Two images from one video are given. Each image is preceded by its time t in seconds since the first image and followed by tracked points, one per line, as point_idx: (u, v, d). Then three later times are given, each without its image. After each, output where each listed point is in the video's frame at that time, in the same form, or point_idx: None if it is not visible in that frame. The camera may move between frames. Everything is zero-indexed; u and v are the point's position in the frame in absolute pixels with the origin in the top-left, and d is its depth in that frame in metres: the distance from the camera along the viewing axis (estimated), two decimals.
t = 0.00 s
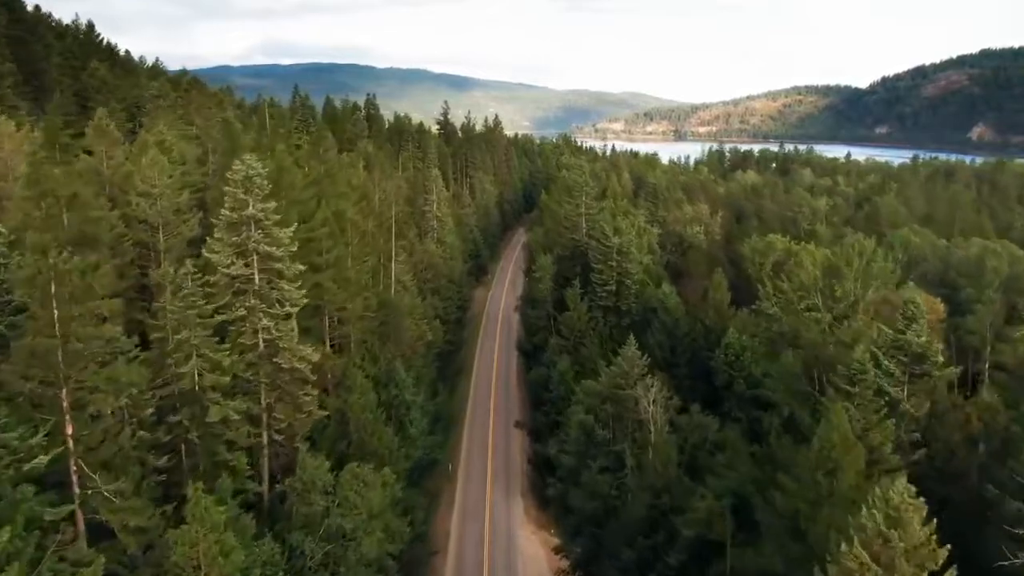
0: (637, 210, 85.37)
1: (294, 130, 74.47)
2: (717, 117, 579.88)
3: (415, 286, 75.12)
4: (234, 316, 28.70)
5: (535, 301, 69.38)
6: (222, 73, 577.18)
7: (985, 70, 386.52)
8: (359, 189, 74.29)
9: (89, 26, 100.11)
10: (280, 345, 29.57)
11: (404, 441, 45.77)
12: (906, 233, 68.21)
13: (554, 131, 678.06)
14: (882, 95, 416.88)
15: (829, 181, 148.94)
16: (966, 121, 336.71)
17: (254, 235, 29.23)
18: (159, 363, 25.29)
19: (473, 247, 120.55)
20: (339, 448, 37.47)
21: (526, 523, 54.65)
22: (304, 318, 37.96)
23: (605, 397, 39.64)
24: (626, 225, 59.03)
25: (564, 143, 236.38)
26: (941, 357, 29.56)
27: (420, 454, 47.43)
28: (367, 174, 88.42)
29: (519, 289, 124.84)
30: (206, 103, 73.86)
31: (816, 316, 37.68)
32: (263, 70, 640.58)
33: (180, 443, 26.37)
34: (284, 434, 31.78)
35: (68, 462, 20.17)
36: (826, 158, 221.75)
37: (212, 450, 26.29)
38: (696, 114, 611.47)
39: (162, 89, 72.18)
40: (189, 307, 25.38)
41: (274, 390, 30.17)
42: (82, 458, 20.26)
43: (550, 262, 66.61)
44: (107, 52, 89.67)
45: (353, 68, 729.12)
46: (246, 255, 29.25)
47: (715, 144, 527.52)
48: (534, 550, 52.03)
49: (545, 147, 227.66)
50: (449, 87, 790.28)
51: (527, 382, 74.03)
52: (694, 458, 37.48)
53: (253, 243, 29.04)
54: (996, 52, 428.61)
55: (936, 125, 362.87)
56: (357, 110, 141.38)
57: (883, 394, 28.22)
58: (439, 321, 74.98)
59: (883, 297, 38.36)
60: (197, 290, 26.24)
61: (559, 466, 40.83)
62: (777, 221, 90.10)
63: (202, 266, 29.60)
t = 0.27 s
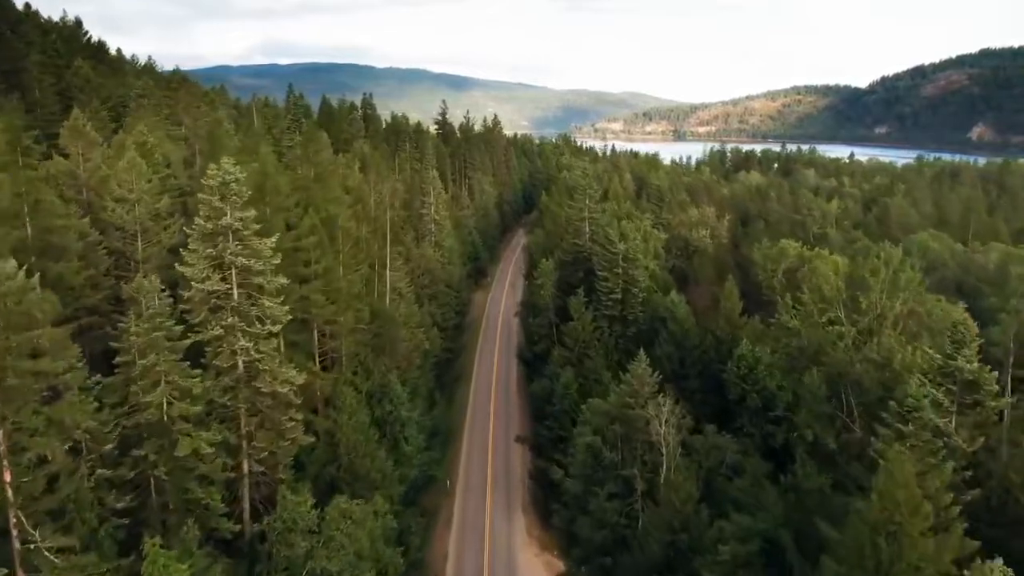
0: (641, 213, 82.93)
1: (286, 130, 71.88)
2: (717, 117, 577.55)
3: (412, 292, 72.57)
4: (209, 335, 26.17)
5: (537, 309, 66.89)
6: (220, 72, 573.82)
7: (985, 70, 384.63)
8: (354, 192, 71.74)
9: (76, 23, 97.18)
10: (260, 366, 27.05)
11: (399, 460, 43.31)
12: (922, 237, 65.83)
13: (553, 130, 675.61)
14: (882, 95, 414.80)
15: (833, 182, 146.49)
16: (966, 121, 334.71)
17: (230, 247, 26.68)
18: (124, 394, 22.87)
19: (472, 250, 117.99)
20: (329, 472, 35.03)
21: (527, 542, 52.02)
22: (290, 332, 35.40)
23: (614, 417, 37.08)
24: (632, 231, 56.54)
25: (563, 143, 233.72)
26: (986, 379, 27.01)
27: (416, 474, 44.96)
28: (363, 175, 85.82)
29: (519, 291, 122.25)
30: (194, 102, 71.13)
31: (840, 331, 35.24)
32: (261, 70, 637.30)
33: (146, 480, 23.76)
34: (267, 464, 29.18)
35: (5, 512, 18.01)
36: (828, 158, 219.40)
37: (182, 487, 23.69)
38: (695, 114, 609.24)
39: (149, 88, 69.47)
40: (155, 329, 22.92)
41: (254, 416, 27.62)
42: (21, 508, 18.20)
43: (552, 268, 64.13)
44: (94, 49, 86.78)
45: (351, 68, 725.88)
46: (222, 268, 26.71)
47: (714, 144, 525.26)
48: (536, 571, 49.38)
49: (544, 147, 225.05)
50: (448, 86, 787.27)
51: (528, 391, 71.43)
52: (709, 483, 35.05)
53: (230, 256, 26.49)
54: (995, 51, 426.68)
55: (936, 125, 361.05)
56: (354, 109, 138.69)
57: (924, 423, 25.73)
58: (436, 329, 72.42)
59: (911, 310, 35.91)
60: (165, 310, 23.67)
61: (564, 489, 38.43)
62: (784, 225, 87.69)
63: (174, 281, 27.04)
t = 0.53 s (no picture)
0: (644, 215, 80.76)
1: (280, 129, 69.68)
2: (716, 117, 575.00)
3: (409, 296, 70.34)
4: (184, 354, 24.05)
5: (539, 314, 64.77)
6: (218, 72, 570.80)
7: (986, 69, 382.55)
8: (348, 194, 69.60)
9: (65, 20, 94.82)
10: (240, 387, 24.99)
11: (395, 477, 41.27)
12: (936, 240, 63.67)
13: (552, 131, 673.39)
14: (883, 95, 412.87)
15: (837, 183, 144.18)
16: (966, 121, 332.64)
17: (207, 258, 24.53)
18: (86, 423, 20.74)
19: (471, 253, 115.81)
20: (320, 494, 32.96)
21: (528, 559, 49.95)
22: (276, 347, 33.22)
23: (622, 435, 34.95)
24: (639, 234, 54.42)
25: (564, 143, 230.91)
26: None
27: (412, 491, 42.89)
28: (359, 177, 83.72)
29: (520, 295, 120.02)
30: (184, 101, 68.85)
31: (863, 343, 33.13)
32: (259, 70, 634.64)
33: (112, 516, 21.63)
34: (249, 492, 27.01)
35: None
36: (829, 158, 216.64)
37: (151, 524, 21.57)
38: (695, 114, 607.00)
39: (137, 87, 67.21)
40: (121, 350, 20.82)
41: (234, 441, 25.50)
42: None
43: (555, 273, 62.00)
44: (82, 48, 84.42)
45: (350, 67, 723.00)
46: (198, 282, 24.57)
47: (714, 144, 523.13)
48: None
49: (544, 147, 222.62)
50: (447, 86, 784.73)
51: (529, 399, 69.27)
52: (724, 506, 32.97)
53: (206, 267, 24.34)
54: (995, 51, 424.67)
55: (937, 125, 359.21)
56: (351, 109, 136.46)
57: (985, 462, 23.51)
58: (434, 335, 70.25)
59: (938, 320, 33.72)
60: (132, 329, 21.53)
61: (568, 510, 36.37)
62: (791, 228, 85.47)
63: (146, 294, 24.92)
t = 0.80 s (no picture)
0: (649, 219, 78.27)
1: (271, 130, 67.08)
2: (716, 117, 572.63)
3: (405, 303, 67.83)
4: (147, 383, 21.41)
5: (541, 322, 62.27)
6: (216, 72, 567.68)
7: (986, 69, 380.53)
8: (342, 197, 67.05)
9: (51, 17, 92.07)
10: (211, 419, 22.32)
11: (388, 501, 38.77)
12: (953, 245, 61.17)
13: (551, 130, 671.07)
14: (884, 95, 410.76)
15: (842, 184, 141.72)
16: (966, 121, 330.51)
17: (174, 276, 21.86)
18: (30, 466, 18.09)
19: (470, 256, 113.28)
20: (305, 526, 30.47)
21: None
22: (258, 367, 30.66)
23: (634, 460, 32.35)
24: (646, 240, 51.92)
25: (563, 143, 228.43)
26: None
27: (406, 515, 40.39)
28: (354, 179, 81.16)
29: (520, 298, 117.42)
30: (171, 101, 66.13)
31: (894, 362, 30.70)
32: (257, 70, 631.54)
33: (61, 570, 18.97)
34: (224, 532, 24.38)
35: None
36: (831, 159, 214.27)
37: None
38: (694, 113, 604.63)
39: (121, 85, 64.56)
40: (69, 384, 18.15)
41: (205, 477, 22.83)
42: None
43: (558, 279, 59.50)
44: (67, 45, 81.67)
45: (349, 67, 720.15)
46: (164, 301, 21.91)
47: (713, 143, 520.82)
48: None
49: (544, 148, 219.93)
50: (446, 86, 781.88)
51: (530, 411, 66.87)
52: (744, 538, 30.55)
53: (173, 286, 21.69)
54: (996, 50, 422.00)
55: (937, 125, 357.06)
56: (347, 109, 133.85)
57: None
58: (432, 343, 67.65)
59: (975, 336, 31.23)
60: (84, 359, 18.89)
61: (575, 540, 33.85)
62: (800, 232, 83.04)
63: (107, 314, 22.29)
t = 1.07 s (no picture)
0: (653, 222, 76.10)
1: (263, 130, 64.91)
2: (716, 117, 570.75)
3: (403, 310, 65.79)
4: (109, 414, 19.25)
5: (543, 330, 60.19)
6: (214, 72, 565.51)
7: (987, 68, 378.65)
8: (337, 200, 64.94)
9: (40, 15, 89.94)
10: (182, 452, 20.15)
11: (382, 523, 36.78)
12: (970, 249, 59.00)
13: (550, 130, 669.28)
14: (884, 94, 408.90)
15: (846, 186, 139.74)
16: (966, 121, 328.53)
17: (140, 294, 19.67)
18: None
19: (469, 259, 111.20)
20: (292, 557, 28.43)
21: None
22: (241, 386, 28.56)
23: (645, 487, 30.24)
24: (653, 245, 49.86)
25: (564, 144, 226.28)
26: None
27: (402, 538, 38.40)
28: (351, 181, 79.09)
29: (520, 301, 115.38)
30: (160, 101, 63.87)
31: (925, 380, 28.70)
32: (256, 70, 629.32)
33: None
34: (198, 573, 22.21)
35: None
36: (833, 159, 212.22)
37: None
38: (694, 113, 602.68)
39: (108, 85, 62.34)
40: (15, 422, 16.02)
41: (176, 516, 20.72)
42: None
43: (561, 285, 57.42)
44: (55, 44, 79.48)
45: (347, 67, 718.09)
46: (130, 323, 19.74)
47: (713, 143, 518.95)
48: None
49: (544, 148, 217.84)
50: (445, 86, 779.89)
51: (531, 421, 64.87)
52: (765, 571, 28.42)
53: (138, 306, 19.50)
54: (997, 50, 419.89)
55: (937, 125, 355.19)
56: (345, 109, 131.68)
57: None
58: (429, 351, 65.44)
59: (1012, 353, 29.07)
60: (33, 391, 16.81)
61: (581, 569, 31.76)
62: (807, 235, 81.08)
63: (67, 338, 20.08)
